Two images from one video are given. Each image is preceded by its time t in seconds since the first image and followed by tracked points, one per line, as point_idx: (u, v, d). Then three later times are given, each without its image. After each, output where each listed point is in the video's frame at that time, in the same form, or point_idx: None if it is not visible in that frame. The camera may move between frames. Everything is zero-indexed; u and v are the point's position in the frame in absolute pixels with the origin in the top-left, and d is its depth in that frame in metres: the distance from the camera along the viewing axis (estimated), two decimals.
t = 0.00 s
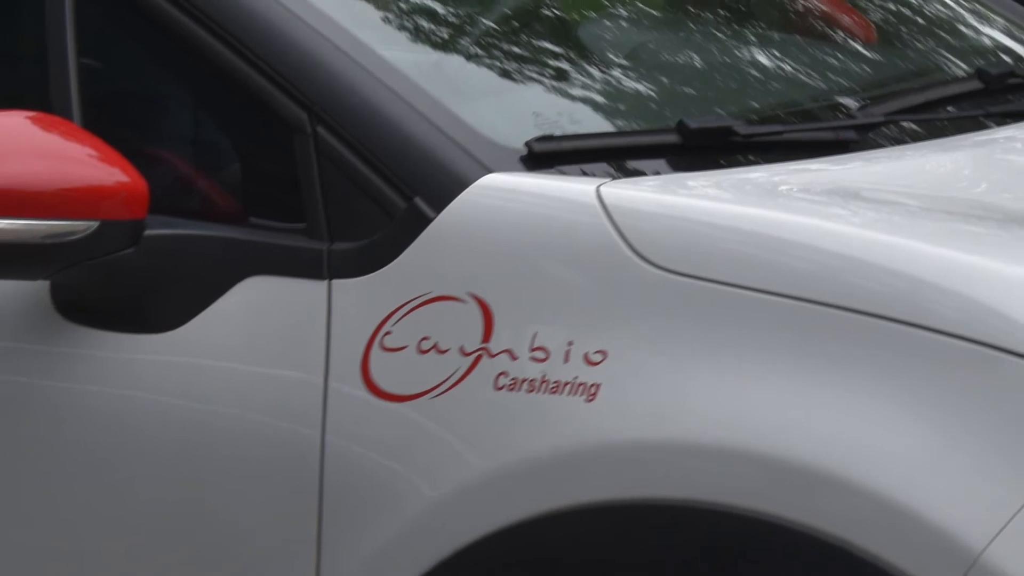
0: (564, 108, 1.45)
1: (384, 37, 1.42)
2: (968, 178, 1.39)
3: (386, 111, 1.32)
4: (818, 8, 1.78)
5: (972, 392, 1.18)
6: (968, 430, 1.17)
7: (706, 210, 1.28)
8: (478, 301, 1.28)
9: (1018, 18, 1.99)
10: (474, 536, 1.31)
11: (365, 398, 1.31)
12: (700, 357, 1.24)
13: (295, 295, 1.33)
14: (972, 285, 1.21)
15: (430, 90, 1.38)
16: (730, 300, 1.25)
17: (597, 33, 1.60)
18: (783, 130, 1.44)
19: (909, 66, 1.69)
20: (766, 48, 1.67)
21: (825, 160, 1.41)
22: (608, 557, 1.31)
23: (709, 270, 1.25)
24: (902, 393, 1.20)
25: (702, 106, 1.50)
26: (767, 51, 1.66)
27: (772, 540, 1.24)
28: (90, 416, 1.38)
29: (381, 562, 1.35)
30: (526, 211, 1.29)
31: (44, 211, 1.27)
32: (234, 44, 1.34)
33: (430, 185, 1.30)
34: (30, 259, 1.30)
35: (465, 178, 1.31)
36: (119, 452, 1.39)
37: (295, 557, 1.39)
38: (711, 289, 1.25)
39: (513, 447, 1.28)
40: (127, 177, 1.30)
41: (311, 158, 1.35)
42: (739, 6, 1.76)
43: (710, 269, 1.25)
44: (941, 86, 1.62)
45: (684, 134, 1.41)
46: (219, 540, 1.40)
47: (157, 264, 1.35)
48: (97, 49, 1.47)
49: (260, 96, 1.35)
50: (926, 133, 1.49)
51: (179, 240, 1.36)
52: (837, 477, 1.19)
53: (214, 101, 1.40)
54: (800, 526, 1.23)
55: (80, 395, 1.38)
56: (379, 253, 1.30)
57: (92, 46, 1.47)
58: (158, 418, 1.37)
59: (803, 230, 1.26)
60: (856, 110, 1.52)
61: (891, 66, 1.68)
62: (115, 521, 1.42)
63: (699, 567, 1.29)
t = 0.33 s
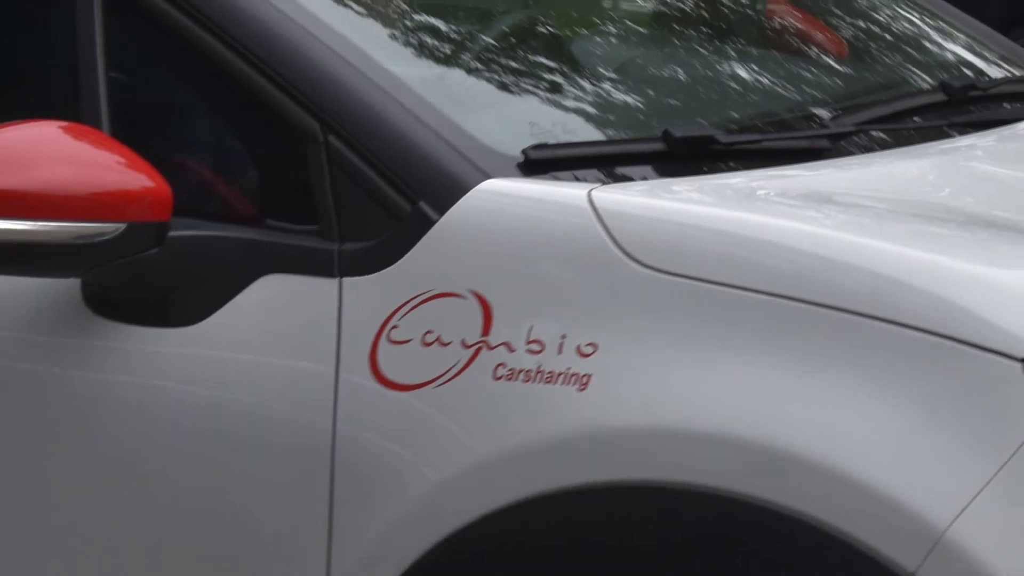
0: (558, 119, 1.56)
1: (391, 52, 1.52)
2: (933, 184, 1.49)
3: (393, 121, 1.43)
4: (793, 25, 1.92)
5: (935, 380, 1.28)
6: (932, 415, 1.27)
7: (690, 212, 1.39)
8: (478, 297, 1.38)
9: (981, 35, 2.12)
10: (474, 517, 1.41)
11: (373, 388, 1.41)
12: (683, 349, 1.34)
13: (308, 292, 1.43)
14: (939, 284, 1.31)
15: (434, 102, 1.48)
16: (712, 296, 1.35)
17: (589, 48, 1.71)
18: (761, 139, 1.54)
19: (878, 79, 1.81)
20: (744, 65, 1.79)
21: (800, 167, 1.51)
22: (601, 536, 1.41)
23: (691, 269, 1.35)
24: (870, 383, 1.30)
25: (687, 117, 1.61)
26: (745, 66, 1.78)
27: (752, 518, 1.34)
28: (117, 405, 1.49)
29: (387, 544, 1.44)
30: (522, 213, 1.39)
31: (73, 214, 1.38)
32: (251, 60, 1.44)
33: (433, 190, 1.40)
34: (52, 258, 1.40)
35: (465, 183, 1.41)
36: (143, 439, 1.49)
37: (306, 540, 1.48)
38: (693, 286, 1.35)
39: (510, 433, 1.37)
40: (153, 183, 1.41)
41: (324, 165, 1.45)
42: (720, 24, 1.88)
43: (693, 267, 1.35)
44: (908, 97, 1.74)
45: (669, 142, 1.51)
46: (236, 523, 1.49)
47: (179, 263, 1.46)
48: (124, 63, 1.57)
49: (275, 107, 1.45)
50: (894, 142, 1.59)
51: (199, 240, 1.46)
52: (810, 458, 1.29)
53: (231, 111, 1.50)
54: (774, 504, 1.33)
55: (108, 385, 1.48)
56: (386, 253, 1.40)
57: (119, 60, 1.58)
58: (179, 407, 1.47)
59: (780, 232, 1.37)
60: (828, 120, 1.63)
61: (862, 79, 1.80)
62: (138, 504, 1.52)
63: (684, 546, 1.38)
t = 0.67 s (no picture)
0: (551, 131, 1.69)
1: (399, 69, 1.65)
2: (893, 190, 1.63)
3: (401, 132, 1.56)
4: (766, 45, 2.09)
5: (893, 369, 1.41)
6: (889, 400, 1.40)
7: (671, 216, 1.52)
8: (478, 293, 1.51)
9: (937, 56, 2.30)
10: (475, 496, 1.53)
11: (382, 376, 1.55)
12: (664, 340, 1.47)
13: (322, 288, 1.57)
14: (900, 282, 1.44)
15: (438, 115, 1.62)
16: (690, 292, 1.48)
17: (580, 66, 1.85)
18: (737, 148, 1.69)
19: (843, 94, 1.98)
20: (722, 81, 1.93)
21: (772, 174, 1.65)
22: (590, 516, 1.52)
23: (671, 266, 1.49)
24: (836, 373, 1.42)
25: (670, 129, 1.75)
26: (722, 81, 1.93)
27: (728, 495, 1.46)
28: (149, 390, 1.63)
29: (395, 520, 1.57)
30: (518, 217, 1.52)
31: (110, 217, 1.52)
32: (273, 76, 1.58)
33: (437, 195, 1.54)
34: (88, 258, 1.57)
35: (466, 189, 1.54)
36: (172, 422, 1.63)
37: (319, 518, 1.60)
38: (673, 283, 1.48)
39: (508, 417, 1.50)
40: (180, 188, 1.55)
41: (337, 173, 1.58)
42: (698, 44, 2.04)
43: (673, 265, 1.49)
44: (871, 111, 1.90)
45: (653, 151, 1.65)
46: (256, 502, 1.62)
47: (203, 263, 1.60)
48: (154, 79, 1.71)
49: (293, 120, 1.59)
50: (856, 152, 1.74)
51: (221, 241, 1.60)
52: (779, 439, 1.41)
53: (252, 123, 1.64)
54: (748, 483, 1.44)
55: (141, 372, 1.62)
56: (393, 252, 1.54)
57: (150, 76, 1.71)
58: (205, 393, 1.61)
59: (753, 233, 1.50)
60: (797, 130, 1.79)
61: (827, 94, 1.97)
62: (166, 483, 1.65)
63: (668, 524, 1.50)
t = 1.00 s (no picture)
0: (544, 142, 1.86)
1: (406, 87, 1.82)
2: (854, 196, 1.79)
3: (408, 144, 1.72)
4: (739, 65, 2.27)
5: (853, 358, 1.56)
6: (850, 385, 1.55)
7: (653, 219, 1.68)
8: (478, 289, 1.67)
9: (893, 75, 2.49)
10: (474, 472, 1.69)
11: (390, 364, 1.71)
12: (645, 332, 1.63)
13: (337, 284, 1.73)
14: (861, 278, 1.59)
15: (441, 127, 1.78)
16: (669, 288, 1.64)
17: (570, 83, 2.03)
18: (712, 158, 1.86)
19: (808, 110, 2.16)
20: (699, 97, 2.10)
21: (744, 181, 1.82)
22: (580, 491, 1.68)
23: (652, 264, 1.64)
24: (821, 367, 1.57)
25: (652, 141, 1.91)
26: (699, 98, 2.10)
27: (703, 471, 1.61)
28: (180, 378, 1.79)
29: (401, 496, 1.73)
30: (514, 220, 1.68)
31: (146, 220, 1.69)
32: (294, 93, 1.74)
33: (440, 200, 1.70)
34: (124, 256, 1.72)
35: (467, 195, 1.71)
36: (201, 406, 1.79)
37: (333, 494, 1.76)
38: (654, 280, 1.64)
39: (504, 401, 1.66)
40: (208, 194, 1.72)
41: (350, 180, 1.75)
42: (676, 63, 2.22)
43: (654, 263, 1.64)
44: (833, 125, 2.08)
45: (635, 160, 1.82)
46: (275, 480, 1.78)
47: (229, 262, 1.76)
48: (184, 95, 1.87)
49: (311, 132, 1.75)
50: (820, 161, 1.91)
51: (243, 241, 1.76)
52: (748, 421, 1.57)
53: (273, 135, 1.81)
54: (721, 461, 1.59)
55: (174, 360, 1.79)
56: (401, 252, 1.70)
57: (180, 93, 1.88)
58: (231, 379, 1.77)
59: (728, 235, 1.66)
60: (767, 142, 1.96)
61: (792, 109, 2.16)
62: (194, 462, 1.81)
63: (649, 500, 1.65)
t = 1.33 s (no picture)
0: (539, 151, 2.03)
1: (412, 101, 1.98)
2: (821, 200, 1.96)
3: (414, 153, 1.89)
4: (716, 81, 2.44)
5: (819, 349, 1.72)
6: (817, 374, 1.70)
7: (638, 222, 1.84)
8: (478, 286, 1.84)
9: (857, 89, 2.69)
10: (476, 452, 1.83)
11: (398, 353, 1.86)
12: (630, 324, 1.79)
13: (350, 281, 1.90)
14: (825, 275, 1.75)
15: (444, 138, 1.94)
16: (652, 284, 1.79)
17: (562, 98, 2.20)
18: (691, 166, 2.03)
19: (778, 123, 2.35)
20: (680, 110, 2.28)
21: (721, 187, 1.98)
22: (572, 471, 1.82)
23: (637, 263, 1.81)
24: (816, 374, 1.70)
25: (637, 150, 2.08)
26: (680, 111, 2.28)
27: (683, 451, 1.75)
28: (206, 366, 1.95)
29: (408, 475, 1.87)
30: (511, 223, 1.85)
31: (176, 223, 1.86)
32: (313, 107, 1.91)
33: (444, 204, 1.87)
34: (156, 255, 1.88)
35: (468, 200, 1.87)
36: (225, 393, 1.94)
37: (346, 474, 1.90)
38: (638, 277, 1.80)
39: (503, 388, 1.82)
40: (232, 198, 1.89)
41: (362, 186, 1.91)
42: (659, 79, 2.40)
43: (638, 262, 1.81)
44: (802, 135, 2.26)
45: (622, 168, 1.99)
46: (292, 460, 1.92)
47: (251, 261, 1.93)
48: (209, 109, 2.04)
49: (326, 143, 1.92)
50: (789, 168, 2.09)
51: (264, 243, 1.93)
52: (724, 407, 1.72)
53: (291, 145, 1.98)
54: (699, 442, 1.75)
55: (201, 351, 1.95)
56: (408, 252, 1.87)
57: (205, 107, 2.05)
58: (253, 368, 1.93)
59: (707, 236, 1.82)
60: (742, 151, 2.15)
61: (763, 122, 2.34)
62: (217, 444, 1.96)
63: (636, 480, 1.80)
